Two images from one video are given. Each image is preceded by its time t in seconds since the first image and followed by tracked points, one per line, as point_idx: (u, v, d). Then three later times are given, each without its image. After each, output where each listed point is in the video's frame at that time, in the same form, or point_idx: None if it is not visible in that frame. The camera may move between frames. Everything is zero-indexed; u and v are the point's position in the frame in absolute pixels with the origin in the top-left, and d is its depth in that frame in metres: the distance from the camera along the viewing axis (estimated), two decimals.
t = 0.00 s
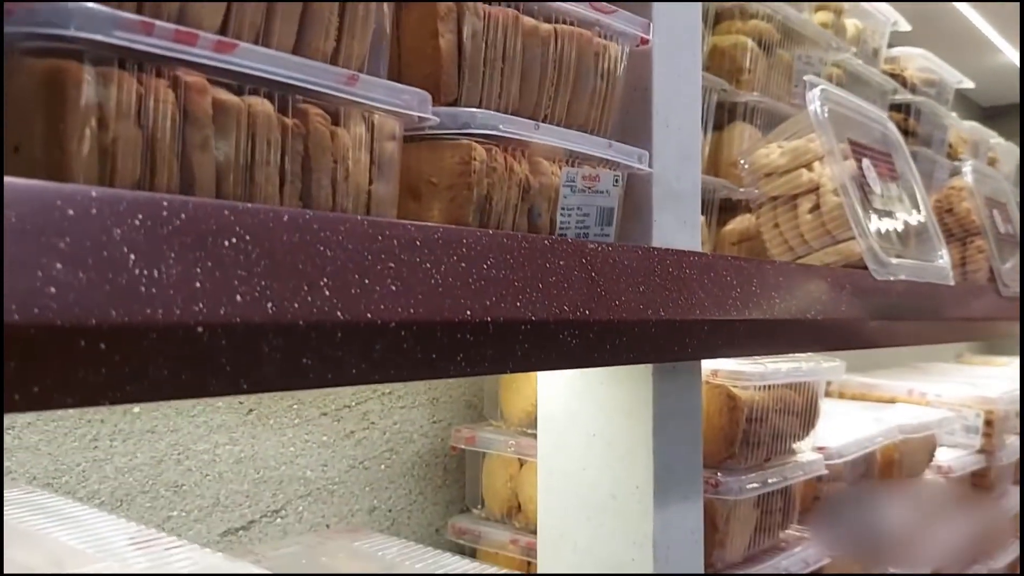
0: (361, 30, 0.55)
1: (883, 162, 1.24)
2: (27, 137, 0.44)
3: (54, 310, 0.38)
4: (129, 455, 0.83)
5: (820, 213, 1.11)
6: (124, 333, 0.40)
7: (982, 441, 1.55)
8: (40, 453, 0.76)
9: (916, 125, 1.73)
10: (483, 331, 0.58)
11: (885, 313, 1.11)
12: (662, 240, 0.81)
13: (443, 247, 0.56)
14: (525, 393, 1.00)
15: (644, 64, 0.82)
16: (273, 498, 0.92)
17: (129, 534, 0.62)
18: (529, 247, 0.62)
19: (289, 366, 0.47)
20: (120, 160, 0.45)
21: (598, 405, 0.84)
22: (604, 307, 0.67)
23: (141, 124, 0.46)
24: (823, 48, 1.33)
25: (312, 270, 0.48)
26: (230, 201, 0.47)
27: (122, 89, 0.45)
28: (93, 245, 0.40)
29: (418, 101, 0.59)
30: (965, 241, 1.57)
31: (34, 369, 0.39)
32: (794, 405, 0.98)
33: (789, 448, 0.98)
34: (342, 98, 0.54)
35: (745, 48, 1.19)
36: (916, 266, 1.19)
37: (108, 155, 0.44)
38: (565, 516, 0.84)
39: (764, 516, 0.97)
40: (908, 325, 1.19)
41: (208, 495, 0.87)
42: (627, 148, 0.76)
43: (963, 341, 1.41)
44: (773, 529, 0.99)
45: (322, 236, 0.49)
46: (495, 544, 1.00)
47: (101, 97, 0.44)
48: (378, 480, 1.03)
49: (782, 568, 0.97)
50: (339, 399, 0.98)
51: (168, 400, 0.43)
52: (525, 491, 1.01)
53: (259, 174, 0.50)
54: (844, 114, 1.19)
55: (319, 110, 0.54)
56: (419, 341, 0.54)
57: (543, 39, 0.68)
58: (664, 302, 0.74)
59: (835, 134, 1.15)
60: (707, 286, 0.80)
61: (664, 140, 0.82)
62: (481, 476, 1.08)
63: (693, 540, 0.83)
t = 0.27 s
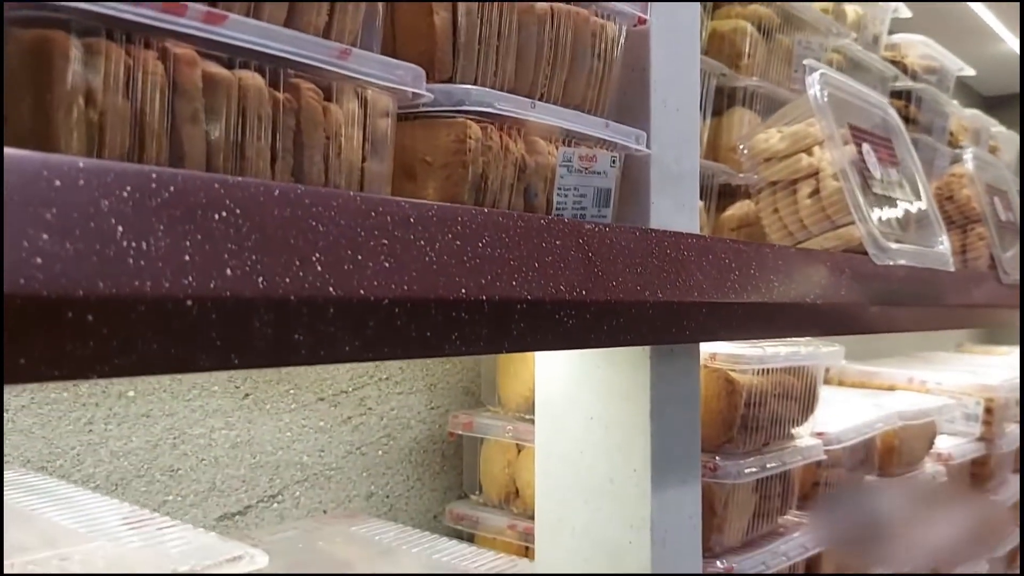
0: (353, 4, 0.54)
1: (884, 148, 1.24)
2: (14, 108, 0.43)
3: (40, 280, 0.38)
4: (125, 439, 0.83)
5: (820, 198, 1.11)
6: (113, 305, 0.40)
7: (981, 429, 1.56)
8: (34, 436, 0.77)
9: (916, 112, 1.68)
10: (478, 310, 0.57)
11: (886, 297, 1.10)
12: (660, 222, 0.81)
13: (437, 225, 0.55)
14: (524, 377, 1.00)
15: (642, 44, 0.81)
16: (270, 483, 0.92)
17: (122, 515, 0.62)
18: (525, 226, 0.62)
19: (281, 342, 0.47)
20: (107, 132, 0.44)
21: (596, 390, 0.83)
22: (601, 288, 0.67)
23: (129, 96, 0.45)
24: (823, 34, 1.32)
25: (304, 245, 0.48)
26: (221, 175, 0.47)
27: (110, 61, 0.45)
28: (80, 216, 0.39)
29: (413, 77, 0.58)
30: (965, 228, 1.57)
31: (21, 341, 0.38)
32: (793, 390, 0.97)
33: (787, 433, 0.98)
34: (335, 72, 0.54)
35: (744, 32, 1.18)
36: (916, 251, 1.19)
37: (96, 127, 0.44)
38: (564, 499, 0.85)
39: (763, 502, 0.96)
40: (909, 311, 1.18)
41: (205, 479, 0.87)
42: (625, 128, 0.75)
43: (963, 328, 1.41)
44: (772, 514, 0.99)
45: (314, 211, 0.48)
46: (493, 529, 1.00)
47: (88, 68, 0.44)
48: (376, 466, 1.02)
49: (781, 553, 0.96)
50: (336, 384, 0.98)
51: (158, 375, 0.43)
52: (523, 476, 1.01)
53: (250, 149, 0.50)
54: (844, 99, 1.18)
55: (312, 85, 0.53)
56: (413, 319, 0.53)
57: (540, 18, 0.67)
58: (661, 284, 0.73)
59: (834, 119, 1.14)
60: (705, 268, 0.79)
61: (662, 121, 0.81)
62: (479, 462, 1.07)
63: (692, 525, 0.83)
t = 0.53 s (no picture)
0: None
1: (885, 129, 1.23)
2: None
3: (21, 238, 0.37)
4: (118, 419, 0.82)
5: (820, 178, 1.10)
6: (96, 266, 0.39)
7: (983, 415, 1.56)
8: (25, 416, 0.76)
9: (917, 97, 1.66)
10: (474, 281, 0.56)
11: (887, 279, 1.09)
12: (660, 198, 0.80)
13: (431, 194, 0.54)
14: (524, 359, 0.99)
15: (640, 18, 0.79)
16: (266, 465, 0.91)
17: (113, 492, 0.61)
18: (521, 198, 0.61)
19: (271, 309, 0.46)
20: (93, 92, 0.43)
21: (595, 369, 0.82)
22: (599, 262, 0.66)
23: (115, 55, 0.44)
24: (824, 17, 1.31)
25: (295, 210, 0.47)
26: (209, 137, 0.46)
27: (94, 18, 0.43)
28: (63, 174, 0.39)
29: (405, 43, 0.57)
30: (966, 213, 1.56)
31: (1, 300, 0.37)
32: (794, 370, 0.97)
33: (787, 414, 0.97)
34: (326, 36, 0.53)
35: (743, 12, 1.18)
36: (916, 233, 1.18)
37: (81, 86, 0.43)
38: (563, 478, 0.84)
39: (763, 483, 0.96)
40: (910, 293, 1.17)
41: (199, 462, 0.86)
42: (623, 102, 0.74)
43: (964, 313, 1.40)
44: (772, 496, 0.98)
45: (305, 176, 0.48)
46: (491, 513, 0.99)
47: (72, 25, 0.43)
48: (373, 449, 1.02)
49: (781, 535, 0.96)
50: (332, 366, 0.97)
51: (144, 339, 0.42)
52: (520, 459, 0.99)
53: (239, 113, 0.49)
54: (844, 79, 1.17)
55: (302, 49, 0.53)
56: (407, 288, 0.52)
57: None
58: (660, 260, 0.72)
59: (835, 99, 1.13)
60: (705, 245, 0.78)
61: (661, 96, 0.80)
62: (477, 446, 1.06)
63: (691, 505, 0.82)
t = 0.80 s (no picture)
0: None
1: (881, 114, 1.23)
2: None
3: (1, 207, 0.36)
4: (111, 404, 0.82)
5: (816, 162, 1.10)
6: (79, 236, 0.39)
7: (980, 403, 1.56)
8: (17, 400, 0.76)
9: (915, 85, 1.67)
10: (464, 258, 0.56)
11: (883, 264, 1.09)
12: (653, 180, 0.79)
13: (419, 171, 0.54)
14: (518, 344, 1.00)
15: None
16: (259, 450, 0.91)
17: (103, 472, 0.61)
18: (511, 176, 0.60)
19: (256, 282, 0.45)
20: (76, 64, 0.43)
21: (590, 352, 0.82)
22: (591, 241, 0.65)
23: (98, 28, 0.44)
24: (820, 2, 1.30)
25: (280, 183, 0.46)
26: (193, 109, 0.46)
27: None
28: (44, 143, 0.38)
29: (393, 18, 0.57)
30: (964, 200, 1.55)
31: None
32: (788, 354, 0.96)
33: (782, 398, 0.97)
34: (311, 9, 0.53)
35: None
36: (912, 217, 1.17)
37: (63, 59, 0.43)
38: (556, 461, 0.84)
39: (758, 468, 0.96)
40: (907, 279, 1.17)
41: (192, 446, 0.86)
42: (617, 82, 0.73)
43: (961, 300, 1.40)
44: (767, 480, 0.98)
45: (291, 149, 0.47)
46: (486, 497, 0.99)
47: None
48: (368, 435, 1.01)
49: (776, 519, 0.95)
50: (326, 351, 0.97)
51: (127, 312, 0.41)
52: (516, 444, 0.99)
53: (225, 87, 0.49)
54: (839, 64, 1.17)
55: (289, 24, 0.52)
56: (395, 264, 0.52)
57: None
58: (653, 240, 0.72)
59: (830, 83, 1.13)
60: (699, 228, 0.77)
61: (654, 77, 0.80)
62: (473, 431, 1.06)
63: (685, 488, 0.81)
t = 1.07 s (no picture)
0: None
1: (883, 89, 1.22)
2: None
3: None
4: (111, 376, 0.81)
5: (818, 137, 1.09)
6: (74, 180, 0.38)
7: (983, 383, 1.55)
8: (17, 371, 0.75)
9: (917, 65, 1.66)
10: (464, 217, 0.55)
11: (886, 239, 1.08)
12: (654, 148, 0.79)
13: (420, 129, 0.53)
14: (520, 319, 1.00)
15: None
16: (260, 425, 0.91)
17: (103, 433, 0.61)
18: (513, 137, 0.59)
19: (253, 234, 0.45)
20: (73, 14, 0.43)
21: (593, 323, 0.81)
22: (593, 205, 0.65)
23: None
24: None
25: (279, 135, 0.46)
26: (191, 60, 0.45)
27: None
28: (39, 87, 0.38)
29: None
30: (966, 180, 1.55)
31: None
32: (791, 328, 0.96)
33: (785, 372, 0.97)
34: None
35: None
36: (915, 193, 1.17)
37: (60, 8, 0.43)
38: (558, 432, 0.84)
39: (760, 442, 0.95)
40: (911, 256, 1.16)
41: (192, 419, 0.85)
42: (618, 48, 0.73)
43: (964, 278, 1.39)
44: (770, 455, 0.97)
45: (289, 102, 0.47)
46: (489, 473, 0.99)
47: None
48: (369, 411, 1.01)
49: (779, 493, 0.95)
50: (326, 327, 0.97)
51: (122, 258, 0.41)
52: (517, 419, 0.98)
53: (223, 41, 0.48)
54: (841, 38, 1.16)
55: None
56: (396, 221, 0.51)
57: None
58: (656, 207, 0.71)
59: (832, 58, 1.13)
60: (703, 198, 0.76)
61: (655, 44, 0.79)
62: (475, 407, 1.05)
63: (688, 458, 0.81)
